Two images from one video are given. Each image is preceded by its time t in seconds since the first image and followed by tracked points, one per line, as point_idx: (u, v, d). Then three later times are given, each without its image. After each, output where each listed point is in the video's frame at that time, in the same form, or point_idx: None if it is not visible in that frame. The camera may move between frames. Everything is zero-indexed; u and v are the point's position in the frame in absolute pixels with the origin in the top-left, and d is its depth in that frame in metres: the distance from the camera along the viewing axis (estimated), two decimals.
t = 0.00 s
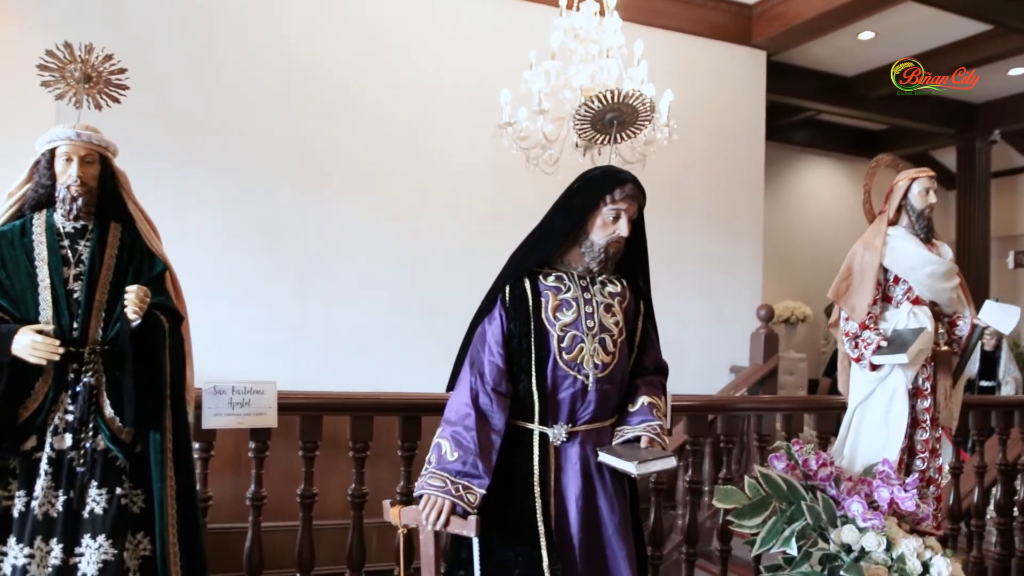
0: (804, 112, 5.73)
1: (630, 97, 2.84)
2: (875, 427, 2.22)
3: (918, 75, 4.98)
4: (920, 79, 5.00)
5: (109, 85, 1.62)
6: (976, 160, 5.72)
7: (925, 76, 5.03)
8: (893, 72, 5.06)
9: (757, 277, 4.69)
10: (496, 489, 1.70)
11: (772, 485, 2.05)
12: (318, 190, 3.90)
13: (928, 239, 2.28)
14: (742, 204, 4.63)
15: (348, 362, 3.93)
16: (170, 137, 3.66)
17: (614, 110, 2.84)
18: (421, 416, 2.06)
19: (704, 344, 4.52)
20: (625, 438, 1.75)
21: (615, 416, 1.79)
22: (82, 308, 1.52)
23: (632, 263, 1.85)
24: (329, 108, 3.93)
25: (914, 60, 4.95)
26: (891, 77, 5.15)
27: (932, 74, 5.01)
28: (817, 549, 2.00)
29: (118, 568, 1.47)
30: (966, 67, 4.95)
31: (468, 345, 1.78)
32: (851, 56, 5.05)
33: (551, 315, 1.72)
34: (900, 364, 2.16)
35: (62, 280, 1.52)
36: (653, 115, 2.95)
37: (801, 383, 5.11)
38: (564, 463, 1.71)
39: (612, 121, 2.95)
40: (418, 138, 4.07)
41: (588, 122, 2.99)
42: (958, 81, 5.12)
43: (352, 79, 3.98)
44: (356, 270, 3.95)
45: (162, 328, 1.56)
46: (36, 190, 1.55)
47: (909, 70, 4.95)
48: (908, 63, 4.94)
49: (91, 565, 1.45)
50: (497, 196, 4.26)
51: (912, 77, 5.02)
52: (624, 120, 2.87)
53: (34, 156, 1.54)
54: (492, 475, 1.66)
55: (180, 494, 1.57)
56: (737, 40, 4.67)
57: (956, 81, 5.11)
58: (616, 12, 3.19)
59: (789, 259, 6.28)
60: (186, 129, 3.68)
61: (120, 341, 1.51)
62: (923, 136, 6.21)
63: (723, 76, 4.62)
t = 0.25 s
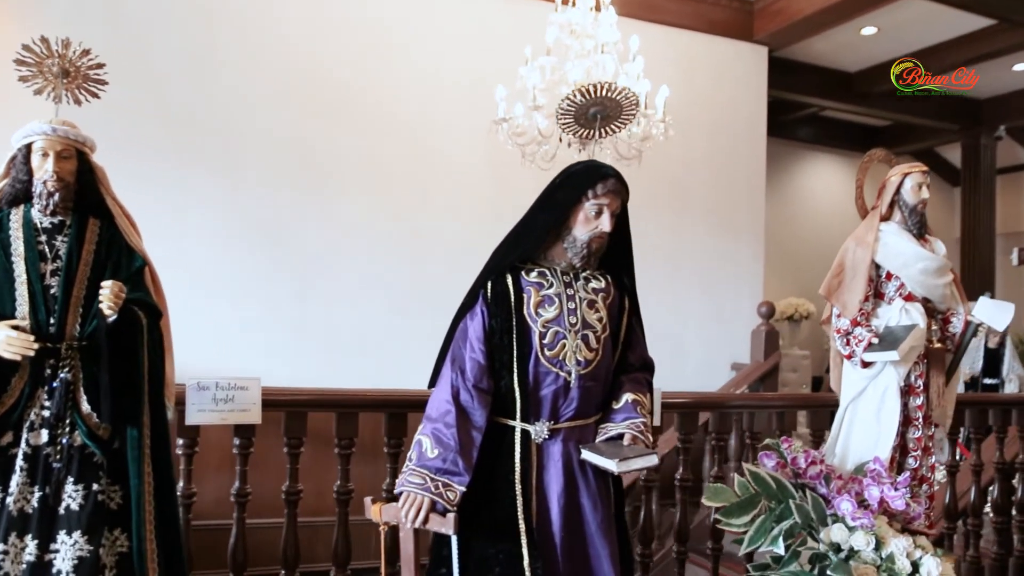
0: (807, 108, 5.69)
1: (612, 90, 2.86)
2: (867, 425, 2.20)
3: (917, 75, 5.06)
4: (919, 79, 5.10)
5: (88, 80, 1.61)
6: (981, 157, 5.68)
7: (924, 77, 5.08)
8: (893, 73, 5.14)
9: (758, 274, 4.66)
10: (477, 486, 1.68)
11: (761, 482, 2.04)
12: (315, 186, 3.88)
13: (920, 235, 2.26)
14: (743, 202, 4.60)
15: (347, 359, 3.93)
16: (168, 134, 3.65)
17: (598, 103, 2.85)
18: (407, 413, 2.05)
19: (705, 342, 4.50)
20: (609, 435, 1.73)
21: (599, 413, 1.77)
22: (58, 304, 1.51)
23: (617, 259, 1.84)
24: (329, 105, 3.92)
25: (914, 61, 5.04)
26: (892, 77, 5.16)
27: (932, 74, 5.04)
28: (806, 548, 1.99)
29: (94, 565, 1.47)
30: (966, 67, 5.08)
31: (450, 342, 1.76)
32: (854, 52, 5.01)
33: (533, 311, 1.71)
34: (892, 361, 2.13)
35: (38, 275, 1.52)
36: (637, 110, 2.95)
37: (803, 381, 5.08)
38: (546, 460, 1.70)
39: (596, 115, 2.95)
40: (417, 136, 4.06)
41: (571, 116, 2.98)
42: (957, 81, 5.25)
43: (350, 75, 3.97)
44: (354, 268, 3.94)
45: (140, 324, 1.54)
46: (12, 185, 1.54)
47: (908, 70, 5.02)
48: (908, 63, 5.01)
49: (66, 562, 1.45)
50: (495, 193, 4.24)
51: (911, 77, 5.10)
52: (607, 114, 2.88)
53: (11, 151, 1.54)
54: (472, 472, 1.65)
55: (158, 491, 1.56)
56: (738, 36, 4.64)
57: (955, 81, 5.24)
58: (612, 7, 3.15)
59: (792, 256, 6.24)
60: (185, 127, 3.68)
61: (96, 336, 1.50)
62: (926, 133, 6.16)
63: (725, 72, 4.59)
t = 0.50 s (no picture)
0: (811, 104, 5.65)
1: (596, 86, 2.84)
2: (858, 424, 2.18)
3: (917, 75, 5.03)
4: (919, 79, 5.09)
5: (67, 76, 1.60)
6: (986, 154, 5.65)
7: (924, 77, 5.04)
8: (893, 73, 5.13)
9: (759, 271, 4.62)
10: (459, 485, 1.67)
11: (750, 481, 2.00)
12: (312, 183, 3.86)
13: (914, 232, 2.24)
14: (744, 199, 4.57)
15: (343, 355, 3.91)
16: (166, 130, 3.64)
17: (581, 99, 2.84)
18: (393, 410, 2.03)
19: (704, 339, 4.47)
20: (593, 434, 1.71)
21: (583, 411, 1.76)
22: (35, 300, 1.50)
23: (602, 256, 1.82)
24: (328, 101, 3.89)
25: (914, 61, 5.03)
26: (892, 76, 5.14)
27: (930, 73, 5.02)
28: (795, 549, 1.96)
29: (70, 562, 1.47)
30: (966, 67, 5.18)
31: (433, 339, 1.75)
32: (857, 47, 4.97)
33: (516, 309, 1.69)
34: (884, 359, 2.11)
35: (16, 272, 1.51)
36: (621, 106, 2.92)
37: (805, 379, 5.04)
38: (529, 459, 1.68)
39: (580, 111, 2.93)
40: (416, 133, 4.04)
41: (556, 112, 2.97)
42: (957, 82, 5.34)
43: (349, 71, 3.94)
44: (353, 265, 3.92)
45: (118, 321, 1.54)
46: None
47: (908, 70, 5.03)
48: (908, 63, 5.01)
49: (41, 559, 1.45)
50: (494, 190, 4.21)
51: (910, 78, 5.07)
52: (591, 109, 2.87)
53: None
54: (454, 470, 1.64)
55: (136, 488, 1.56)
56: (739, 31, 4.60)
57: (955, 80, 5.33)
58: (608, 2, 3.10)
59: (795, 253, 6.20)
60: (183, 123, 3.66)
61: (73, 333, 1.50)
62: (929, 129, 6.10)
63: (726, 69, 4.56)
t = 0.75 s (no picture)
0: (814, 101, 5.61)
1: (583, 83, 2.80)
2: (851, 424, 2.16)
3: (917, 75, 5.03)
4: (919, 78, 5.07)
5: (49, 72, 1.59)
6: (990, 151, 5.61)
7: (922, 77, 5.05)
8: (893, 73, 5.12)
9: (761, 268, 4.59)
10: (442, 484, 1.66)
11: (739, 481, 1.99)
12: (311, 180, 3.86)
13: (908, 230, 2.21)
14: (746, 197, 4.55)
15: (340, 353, 3.91)
16: (165, 127, 3.64)
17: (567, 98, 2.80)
18: (381, 408, 2.02)
19: (704, 337, 4.45)
20: (578, 433, 1.70)
21: (569, 410, 1.74)
22: (16, 297, 1.50)
23: (589, 253, 1.81)
24: (326, 98, 3.88)
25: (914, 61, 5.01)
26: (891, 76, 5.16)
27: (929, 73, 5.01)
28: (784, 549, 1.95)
29: (49, 560, 1.47)
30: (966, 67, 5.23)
31: (417, 337, 1.74)
32: (860, 44, 4.93)
33: (499, 306, 1.68)
34: (876, 358, 2.09)
35: None
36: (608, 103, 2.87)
37: (807, 378, 5.01)
38: (513, 458, 1.67)
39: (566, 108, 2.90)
40: (415, 130, 4.02)
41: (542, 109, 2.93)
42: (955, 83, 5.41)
43: (346, 67, 3.93)
44: (350, 262, 3.91)
45: (98, 318, 1.52)
46: None
47: (909, 70, 5.01)
48: (908, 63, 4.98)
49: (20, 556, 1.46)
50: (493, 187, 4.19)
51: (911, 77, 5.07)
52: (577, 107, 2.83)
53: None
54: (436, 469, 1.63)
55: (117, 485, 1.55)
56: (740, 28, 4.58)
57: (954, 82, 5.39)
58: None
59: (798, 251, 6.17)
60: (181, 120, 3.66)
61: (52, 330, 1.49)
62: (933, 126, 6.06)
63: (728, 66, 4.53)
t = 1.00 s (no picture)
0: (819, 100, 5.57)
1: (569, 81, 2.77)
2: (844, 424, 2.13)
3: (918, 75, 4.98)
4: (919, 79, 5.02)
5: (31, 69, 1.59)
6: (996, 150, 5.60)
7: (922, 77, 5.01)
8: (893, 72, 5.10)
9: (763, 268, 4.56)
10: (426, 483, 1.65)
11: (730, 482, 1.97)
12: (310, 179, 3.85)
13: (903, 228, 2.19)
14: (748, 197, 4.52)
15: (339, 352, 3.90)
16: (164, 126, 3.64)
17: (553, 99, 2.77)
18: (369, 407, 2.02)
19: (705, 338, 4.43)
20: (563, 432, 1.69)
21: (555, 409, 1.73)
22: None
23: (575, 250, 1.79)
24: (325, 97, 3.87)
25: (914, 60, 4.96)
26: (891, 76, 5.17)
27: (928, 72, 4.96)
28: (775, 551, 1.92)
29: (30, 557, 1.46)
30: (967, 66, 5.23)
31: (402, 335, 1.73)
32: (864, 42, 4.89)
33: (484, 304, 1.67)
34: (869, 357, 2.07)
35: None
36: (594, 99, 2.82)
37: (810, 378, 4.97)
38: (497, 457, 1.66)
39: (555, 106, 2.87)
40: (414, 129, 4.02)
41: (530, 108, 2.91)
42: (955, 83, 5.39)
43: (345, 66, 3.92)
44: (348, 261, 3.91)
45: (79, 314, 1.52)
46: None
47: (908, 70, 4.96)
48: (907, 63, 4.94)
49: None
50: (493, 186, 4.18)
51: (911, 77, 5.02)
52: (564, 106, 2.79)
53: None
54: (420, 468, 1.62)
55: (99, 482, 1.55)
56: (742, 27, 4.55)
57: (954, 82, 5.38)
58: None
59: (802, 250, 6.14)
60: (180, 120, 3.66)
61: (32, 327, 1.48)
62: (939, 125, 6.01)
63: (730, 64, 4.50)
